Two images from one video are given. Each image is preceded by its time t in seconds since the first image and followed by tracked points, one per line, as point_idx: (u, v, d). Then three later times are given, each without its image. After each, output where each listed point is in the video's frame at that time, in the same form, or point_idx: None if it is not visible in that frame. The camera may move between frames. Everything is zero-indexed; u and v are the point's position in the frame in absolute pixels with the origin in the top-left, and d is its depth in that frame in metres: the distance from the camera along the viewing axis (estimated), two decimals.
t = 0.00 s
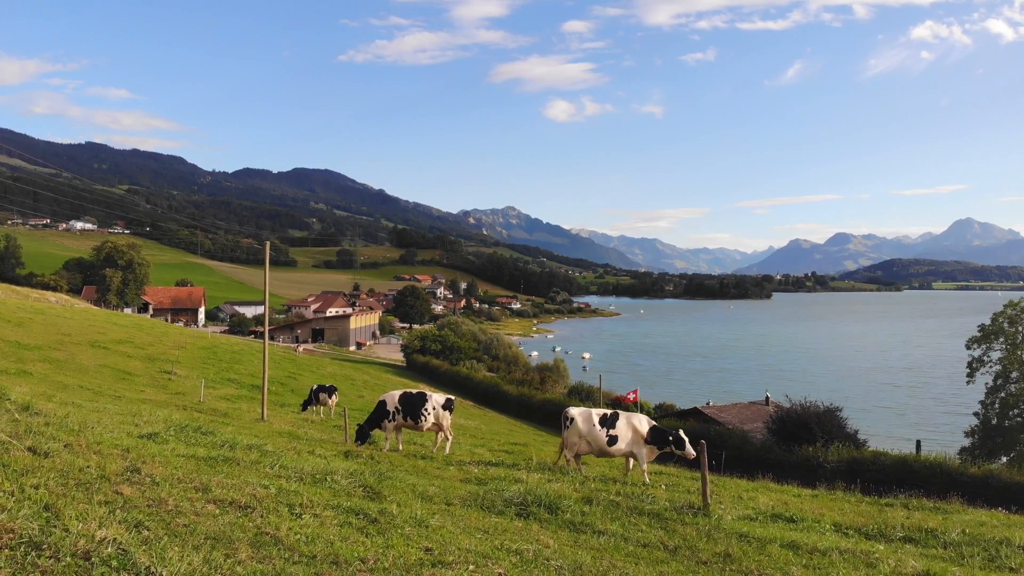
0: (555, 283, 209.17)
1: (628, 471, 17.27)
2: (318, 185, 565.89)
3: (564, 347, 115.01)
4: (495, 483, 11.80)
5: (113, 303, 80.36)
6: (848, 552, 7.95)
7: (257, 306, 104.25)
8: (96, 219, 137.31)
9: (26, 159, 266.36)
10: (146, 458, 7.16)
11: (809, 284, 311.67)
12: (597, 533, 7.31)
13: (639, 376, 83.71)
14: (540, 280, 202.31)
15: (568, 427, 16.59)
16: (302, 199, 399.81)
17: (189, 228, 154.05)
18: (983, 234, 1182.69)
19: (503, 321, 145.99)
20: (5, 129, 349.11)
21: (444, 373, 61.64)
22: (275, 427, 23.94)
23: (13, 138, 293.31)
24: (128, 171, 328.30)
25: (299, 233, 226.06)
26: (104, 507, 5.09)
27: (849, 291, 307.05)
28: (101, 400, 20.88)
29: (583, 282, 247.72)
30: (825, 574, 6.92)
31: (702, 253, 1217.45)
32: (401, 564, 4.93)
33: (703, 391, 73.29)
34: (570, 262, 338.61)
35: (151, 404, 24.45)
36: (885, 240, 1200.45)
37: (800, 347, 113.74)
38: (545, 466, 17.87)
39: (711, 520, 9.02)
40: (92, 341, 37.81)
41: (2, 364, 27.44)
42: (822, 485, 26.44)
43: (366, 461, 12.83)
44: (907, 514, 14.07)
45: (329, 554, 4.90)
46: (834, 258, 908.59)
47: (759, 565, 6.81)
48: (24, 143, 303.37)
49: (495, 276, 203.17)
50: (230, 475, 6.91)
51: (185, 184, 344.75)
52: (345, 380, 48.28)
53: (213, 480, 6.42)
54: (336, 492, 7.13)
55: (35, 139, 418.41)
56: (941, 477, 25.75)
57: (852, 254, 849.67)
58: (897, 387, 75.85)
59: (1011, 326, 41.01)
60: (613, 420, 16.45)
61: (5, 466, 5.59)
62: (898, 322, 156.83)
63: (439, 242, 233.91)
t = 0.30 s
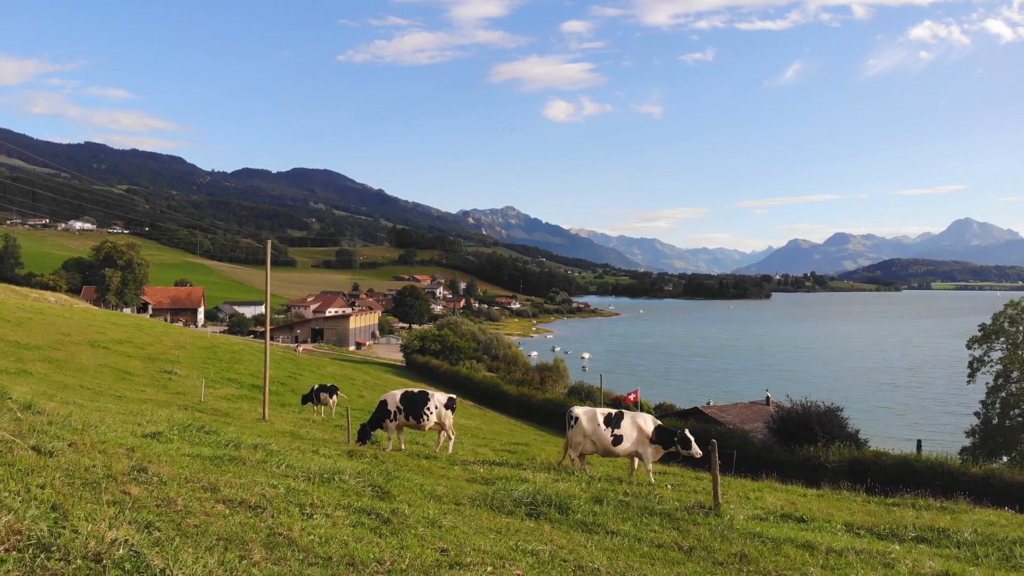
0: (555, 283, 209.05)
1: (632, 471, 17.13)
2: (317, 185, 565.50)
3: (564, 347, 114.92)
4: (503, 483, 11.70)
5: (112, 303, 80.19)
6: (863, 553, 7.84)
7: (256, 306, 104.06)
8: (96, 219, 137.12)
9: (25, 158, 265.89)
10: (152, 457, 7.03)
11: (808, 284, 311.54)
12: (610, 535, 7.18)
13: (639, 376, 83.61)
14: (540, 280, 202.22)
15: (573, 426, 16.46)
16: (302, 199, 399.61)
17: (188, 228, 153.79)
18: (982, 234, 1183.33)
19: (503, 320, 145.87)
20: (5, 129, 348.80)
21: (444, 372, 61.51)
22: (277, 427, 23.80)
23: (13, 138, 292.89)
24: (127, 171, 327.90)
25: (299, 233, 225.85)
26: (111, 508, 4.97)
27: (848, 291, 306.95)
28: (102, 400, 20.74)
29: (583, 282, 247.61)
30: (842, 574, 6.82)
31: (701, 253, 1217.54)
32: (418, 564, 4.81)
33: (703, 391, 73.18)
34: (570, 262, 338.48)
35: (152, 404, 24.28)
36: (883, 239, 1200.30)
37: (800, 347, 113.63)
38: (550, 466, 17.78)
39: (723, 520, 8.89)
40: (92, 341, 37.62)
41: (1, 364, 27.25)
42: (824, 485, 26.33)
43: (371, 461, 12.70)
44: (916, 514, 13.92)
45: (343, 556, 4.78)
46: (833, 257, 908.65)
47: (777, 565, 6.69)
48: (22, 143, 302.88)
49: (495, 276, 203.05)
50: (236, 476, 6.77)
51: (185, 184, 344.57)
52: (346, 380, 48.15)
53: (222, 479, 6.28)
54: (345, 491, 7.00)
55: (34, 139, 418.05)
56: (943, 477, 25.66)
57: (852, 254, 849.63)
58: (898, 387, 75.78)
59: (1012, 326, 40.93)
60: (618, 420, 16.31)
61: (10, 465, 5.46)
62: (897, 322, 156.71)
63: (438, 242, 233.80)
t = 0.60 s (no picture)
0: (554, 283, 208.95)
1: (638, 470, 16.94)
2: (316, 185, 565.28)
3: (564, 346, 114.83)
4: (511, 482, 11.62)
5: (111, 303, 79.98)
6: (879, 553, 7.73)
7: (255, 307, 103.86)
8: (94, 219, 136.81)
9: (23, 159, 265.64)
10: (160, 457, 6.94)
11: (807, 284, 311.35)
12: (624, 535, 7.07)
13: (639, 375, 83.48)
14: (539, 280, 202.14)
15: (577, 426, 16.36)
16: (301, 199, 399.40)
17: (187, 229, 153.56)
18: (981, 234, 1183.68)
19: (502, 321, 145.77)
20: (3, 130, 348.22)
21: (444, 372, 61.39)
22: (279, 427, 23.68)
23: (12, 139, 292.53)
24: (126, 171, 327.77)
25: (298, 233, 225.53)
26: (122, 509, 4.85)
27: (847, 292, 306.91)
28: (103, 400, 20.58)
29: (582, 282, 247.52)
30: (860, 575, 6.73)
31: (700, 253, 1217.41)
32: (439, 568, 4.70)
33: (704, 390, 73.03)
34: (569, 262, 338.40)
35: (153, 404, 24.14)
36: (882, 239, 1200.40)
37: (800, 346, 113.48)
38: (554, 466, 17.66)
39: (734, 520, 8.80)
40: (92, 341, 37.49)
41: (1, 363, 27.05)
42: (826, 485, 26.18)
43: (378, 461, 12.61)
44: (925, 514, 13.79)
45: (363, 559, 4.66)
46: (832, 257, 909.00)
47: (796, 567, 6.57)
48: (21, 143, 302.66)
49: (494, 276, 202.90)
50: (246, 476, 6.65)
51: (183, 184, 344.33)
52: (347, 380, 48.05)
53: (233, 480, 6.17)
54: (356, 492, 6.89)
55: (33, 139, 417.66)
56: (943, 477, 25.61)
57: (851, 254, 849.39)
58: (898, 387, 75.68)
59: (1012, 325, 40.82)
60: (623, 419, 16.17)
61: (19, 466, 5.34)
62: (897, 322, 156.48)
63: (437, 242, 233.67)
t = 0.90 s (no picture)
0: (553, 283, 208.79)
1: (644, 471, 16.78)
2: (315, 185, 564.56)
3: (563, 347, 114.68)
4: (518, 483, 11.56)
5: (110, 304, 79.84)
6: (895, 555, 7.64)
7: (254, 307, 103.70)
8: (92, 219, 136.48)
9: (21, 159, 265.28)
10: (166, 458, 6.83)
11: (806, 284, 311.15)
12: (640, 537, 6.97)
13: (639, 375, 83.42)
14: (537, 280, 201.93)
15: (582, 426, 16.21)
16: (300, 200, 398.96)
17: (186, 228, 153.24)
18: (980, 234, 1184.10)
19: (501, 320, 145.61)
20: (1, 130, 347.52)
21: (443, 373, 61.29)
22: (280, 427, 23.59)
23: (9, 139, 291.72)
24: (124, 171, 327.12)
25: (296, 233, 225.28)
26: (132, 512, 4.74)
27: (846, 292, 306.50)
28: (104, 400, 20.48)
29: (580, 281, 247.30)
30: None
31: (699, 253, 1217.29)
32: (459, 572, 4.62)
33: (704, 391, 72.94)
34: (567, 262, 338.03)
35: (154, 404, 24.04)
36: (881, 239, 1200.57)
37: (800, 346, 113.49)
38: (560, 465, 17.59)
39: (747, 521, 8.69)
40: (91, 341, 37.37)
41: (1, 364, 26.97)
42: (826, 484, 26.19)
43: (383, 462, 12.53)
44: (932, 514, 13.70)
45: (382, 562, 4.56)
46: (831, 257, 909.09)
47: (814, 569, 6.47)
48: (19, 142, 302.02)
49: (493, 276, 202.69)
50: (256, 477, 6.57)
51: (182, 184, 343.68)
52: (347, 381, 47.98)
53: (244, 482, 6.08)
54: (367, 494, 6.78)
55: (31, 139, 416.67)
56: (944, 476, 25.63)
57: (850, 254, 849.79)
58: (899, 386, 75.66)
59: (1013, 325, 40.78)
60: (628, 420, 16.00)
61: (26, 469, 5.23)
62: (896, 322, 156.43)
63: (436, 243, 233.44)
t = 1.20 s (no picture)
0: (551, 283, 208.71)
1: (647, 472, 16.58)
2: (313, 185, 563.52)
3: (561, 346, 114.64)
4: (526, 484, 11.47)
5: (107, 303, 79.63)
6: (907, 557, 7.60)
7: (252, 307, 103.55)
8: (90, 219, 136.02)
9: (18, 158, 264.43)
10: (174, 461, 6.72)
11: (803, 284, 311.29)
12: (652, 540, 6.89)
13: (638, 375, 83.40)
14: (535, 280, 201.82)
15: (586, 426, 15.97)
16: (297, 200, 398.05)
17: (183, 228, 152.85)
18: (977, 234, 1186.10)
19: (499, 321, 145.52)
20: None
21: (442, 373, 61.19)
22: (281, 427, 23.51)
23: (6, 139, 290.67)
24: (121, 171, 326.29)
25: (294, 233, 225.05)
26: (147, 517, 4.67)
27: (843, 292, 306.65)
28: (104, 401, 20.40)
29: (578, 281, 247.22)
30: None
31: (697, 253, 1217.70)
32: None
33: (703, 390, 72.89)
34: (565, 262, 337.89)
35: (154, 405, 23.96)
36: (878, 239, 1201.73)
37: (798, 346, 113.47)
38: (560, 467, 17.37)
39: (758, 522, 8.61)
40: (90, 341, 37.25)
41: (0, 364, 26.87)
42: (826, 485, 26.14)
43: (388, 462, 12.44)
44: (938, 515, 13.63)
45: (399, 568, 4.49)
46: (829, 257, 910.23)
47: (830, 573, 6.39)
48: (15, 142, 300.82)
49: (491, 276, 202.59)
50: (267, 480, 6.48)
51: (179, 184, 342.86)
52: (347, 381, 47.86)
53: (255, 485, 6.00)
54: (375, 496, 6.66)
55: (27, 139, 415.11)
56: (944, 475, 25.67)
57: (848, 254, 850.77)
58: (898, 386, 75.63)
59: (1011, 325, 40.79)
60: (632, 420, 15.81)
61: (35, 473, 5.09)
62: (894, 322, 156.50)
63: (434, 242, 233.13)
